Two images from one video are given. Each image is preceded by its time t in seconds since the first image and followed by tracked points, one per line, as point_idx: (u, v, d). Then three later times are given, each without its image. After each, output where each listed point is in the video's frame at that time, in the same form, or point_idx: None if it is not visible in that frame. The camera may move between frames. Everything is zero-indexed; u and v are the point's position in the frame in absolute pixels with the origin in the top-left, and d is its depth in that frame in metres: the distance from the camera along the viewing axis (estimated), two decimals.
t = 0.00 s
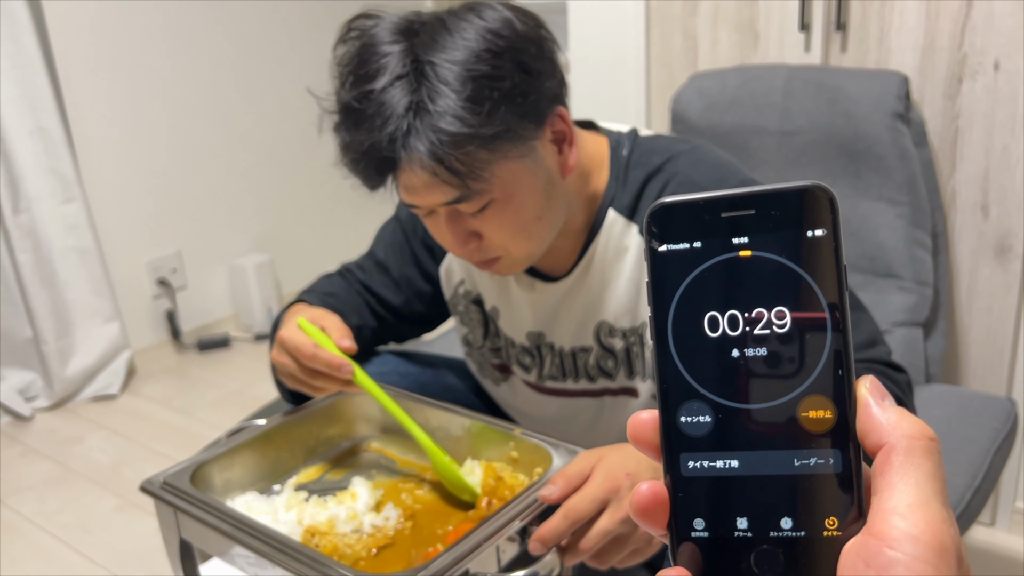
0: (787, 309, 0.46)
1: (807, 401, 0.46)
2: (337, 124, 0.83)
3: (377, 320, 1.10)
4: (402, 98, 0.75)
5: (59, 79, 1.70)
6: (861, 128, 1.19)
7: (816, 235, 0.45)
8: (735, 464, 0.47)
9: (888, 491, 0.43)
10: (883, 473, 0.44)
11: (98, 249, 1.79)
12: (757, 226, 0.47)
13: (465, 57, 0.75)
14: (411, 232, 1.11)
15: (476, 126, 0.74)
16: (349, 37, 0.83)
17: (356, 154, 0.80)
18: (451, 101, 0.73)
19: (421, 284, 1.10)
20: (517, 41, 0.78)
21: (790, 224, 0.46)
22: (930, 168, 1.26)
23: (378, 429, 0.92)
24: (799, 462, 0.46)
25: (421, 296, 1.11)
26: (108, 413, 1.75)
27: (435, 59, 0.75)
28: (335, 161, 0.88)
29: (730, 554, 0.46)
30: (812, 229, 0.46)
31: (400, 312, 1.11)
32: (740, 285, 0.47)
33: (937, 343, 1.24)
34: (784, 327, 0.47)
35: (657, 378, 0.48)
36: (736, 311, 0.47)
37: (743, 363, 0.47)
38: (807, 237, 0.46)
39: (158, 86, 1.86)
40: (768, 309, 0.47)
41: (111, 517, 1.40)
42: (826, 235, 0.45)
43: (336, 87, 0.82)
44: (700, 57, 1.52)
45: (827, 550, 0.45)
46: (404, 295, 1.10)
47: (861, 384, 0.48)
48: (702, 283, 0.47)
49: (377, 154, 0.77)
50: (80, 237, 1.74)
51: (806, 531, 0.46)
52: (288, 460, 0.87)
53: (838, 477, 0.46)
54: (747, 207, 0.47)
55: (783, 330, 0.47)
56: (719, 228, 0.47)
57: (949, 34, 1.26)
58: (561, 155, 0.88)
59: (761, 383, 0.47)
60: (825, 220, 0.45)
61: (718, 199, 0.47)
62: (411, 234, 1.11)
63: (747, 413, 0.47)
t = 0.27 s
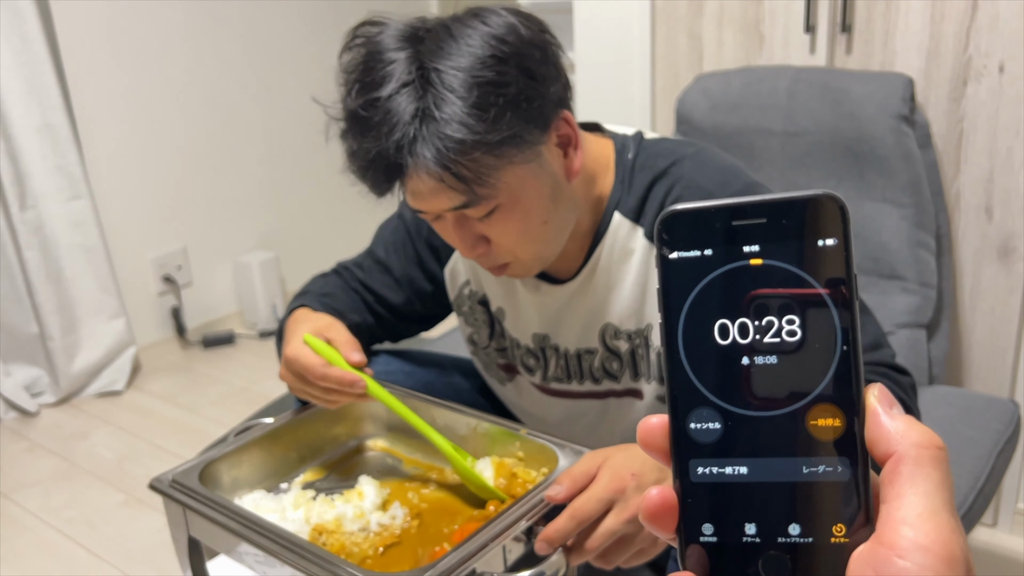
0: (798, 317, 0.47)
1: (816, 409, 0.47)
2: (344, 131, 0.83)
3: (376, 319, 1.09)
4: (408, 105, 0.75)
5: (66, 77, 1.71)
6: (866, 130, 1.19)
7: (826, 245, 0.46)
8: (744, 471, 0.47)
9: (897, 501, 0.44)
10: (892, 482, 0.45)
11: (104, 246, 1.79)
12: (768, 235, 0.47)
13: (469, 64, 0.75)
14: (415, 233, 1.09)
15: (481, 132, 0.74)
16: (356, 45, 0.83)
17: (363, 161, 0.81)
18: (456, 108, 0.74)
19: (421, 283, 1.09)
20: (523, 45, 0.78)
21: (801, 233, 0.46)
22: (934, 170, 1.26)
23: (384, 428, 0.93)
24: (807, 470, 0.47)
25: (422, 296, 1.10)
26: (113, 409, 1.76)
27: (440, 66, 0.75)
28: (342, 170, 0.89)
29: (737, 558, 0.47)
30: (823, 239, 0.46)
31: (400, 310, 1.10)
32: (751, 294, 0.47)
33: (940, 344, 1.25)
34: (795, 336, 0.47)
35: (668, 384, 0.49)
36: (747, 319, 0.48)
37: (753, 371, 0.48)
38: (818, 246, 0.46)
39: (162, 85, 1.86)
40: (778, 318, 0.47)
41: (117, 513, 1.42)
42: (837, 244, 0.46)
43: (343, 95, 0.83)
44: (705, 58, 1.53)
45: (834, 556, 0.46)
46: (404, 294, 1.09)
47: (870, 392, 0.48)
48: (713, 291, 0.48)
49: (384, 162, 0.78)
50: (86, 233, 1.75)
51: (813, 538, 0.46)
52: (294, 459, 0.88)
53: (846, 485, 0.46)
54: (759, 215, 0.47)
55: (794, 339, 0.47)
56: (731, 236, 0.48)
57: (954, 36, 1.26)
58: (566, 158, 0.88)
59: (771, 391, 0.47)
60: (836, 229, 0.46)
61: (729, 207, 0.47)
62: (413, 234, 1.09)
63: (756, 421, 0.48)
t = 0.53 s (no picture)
0: (818, 305, 0.48)
1: (834, 398, 0.48)
2: (341, 133, 0.82)
3: (377, 315, 1.08)
4: (406, 108, 0.74)
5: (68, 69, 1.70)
6: (872, 126, 1.18)
7: (849, 231, 0.47)
8: (760, 460, 0.49)
9: (918, 492, 0.46)
10: (914, 472, 0.46)
11: (105, 239, 1.79)
12: (789, 221, 0.48)
13: (467, 65, 0.74)
14: (416, 228, 1.07)
15: (480, 134, 0.73)
16: (352, 47, 0.82)
17: (360, 163, 0.80)
18: (454, 110, 0.73)
19: (423, 280, 1.08)
20: (520, 44, 0.77)
21: (824, 219, 0.47)
22: (941, 167, 1.25)
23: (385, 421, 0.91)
24: (823, 460, 0.48)
25: (423, 292, 1.09)
26: (114, 403, 1.76)
27: (437, 67, 0.74)
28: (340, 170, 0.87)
29: (752, 546, 0.49)
30: (847, 225, 0.47)
31: (402, 307, 1.09)
32: (772, 280, 0.49)
33: (945, 342, 1.24)
34: (814, 324, 0.48)
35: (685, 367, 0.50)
36: (767, 305, 0.49)
37: (772, 356, 0.49)
38: (841, 232, 0.47)
39: (164, 79, 1.86)
40: (798, 306, 0.48)
41: (117, 506, 1.41)
42: (860, 230, 0.47)
43: (340, 96, 0.82)
44: (709, 52, 1.52)
45: (851, 546, 0.47)
46: (405, 290, 1.08)
47: (891, 380, 0.49)
48: (734, 274, 0.49)
49: (382, 165, 0.77)
50: (88, 226, 1.74)
51: (829, 528, 0.48)
52: (294, 452, 0.87)
53: (864, 475, 0.48)
54: (782, 200, 0.48)
55: (814, 326, 0.48)
56: (753, 221, 0.49)
57: (961, 32, 1.25)
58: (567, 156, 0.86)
59: (789, 377, 0.49)
60: (860, 215, 0.47)
61: (752, 191, 0.48)
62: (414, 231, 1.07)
63: (773, 407, 0.49)
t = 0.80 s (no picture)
0: (833, 301, 0.47)
1: (848, 396, 0.47)
2: (337, 134, 0.82)
3: (376, 310, 1.08)
4: (400, 108, 0.74)
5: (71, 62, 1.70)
6: (875, 123, 1.18)
7: (868, 227, 0.45)
8: (768, 457, 0.48)
9: (929, 492, 0.45)
10: (925, 473, 0.46)
11: (108, 232, 1.79)
12: (805, 215, 0.46)
13: (461, 65, 0.73)
14: (416, 225, 1.06)
15: (474, 135, 0.72)
16: (348, 48, 0.82)
17: (355, 163, 0.79)
18: (447, 111, 0.72)
19: (423, 276, 1.08)
20: (514, 44, 0.76)
21: (842, 214, 0.46)
22: (943, 164, 1.25)
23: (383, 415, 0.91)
24: (834, 458, 0.47)
25: (424, 288, 1.08)
26: (115, 395, 1.76)
27: (431, 68, 0.74)
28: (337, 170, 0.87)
29: (759, 545, 0.48)
30: (865, 221, 0.45)
31: (401, 303, 1.09)
32: (787, 275, 0.47)
33: (945, 340, 1.24)
34: (828, 320, 0.47)
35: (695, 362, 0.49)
36: (780, 300, 0.48)
37: (784, 354, 0.48)
38: (859, 228, 0.45)
39: (166, 73, 1.86)
40: (813, 302, 0.47)
41: (118, 498, 1.42)
42: (879, 227, 0.45)
43: (336, 97, 0.81)
44: (713, 48, 1.51)
45: (858, 546, 0.47)
46: (405, 286, 1.07)
47: (905, 381, 0.48)
48: (749, 269, 0.48)
49: (377, 165, 0.76)
50: (91, 219, 1.74)
51: (838, 527, 0.47)
52: (292, 445, 0.87)
53: (874, 475, 0.47)
54: (799, 194, 0.46)
55: (828, 323, 0.47)
56: (769, 215, 0.47)
57: (965, 29, 1.24)
58: (564, 155, 0.85)
59: (803, 373, 0.48)
60: (879, 211, 0.45)
61: (767, 185, 0.46)
62: (414, 226, 1.07)
63: (785, 405, 0.48)
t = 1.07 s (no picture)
0: (828, 296, 0.40)
1: (841, 395, 0.41)
2: (336, 114, 0.81)
3: (378, 302, 1.08)
4: (400, 90, 0.73)
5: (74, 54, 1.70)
6: (878, 118, 1.18)
7: (860, 223, 0.39)
8: (762, 456, 0.42)
9: (924, 493, 0.39)
10: (920, 473, 0.40)
11: (111, 224, 1.79)
12: (801, 209, 0.39)
13: (463, 48, 0.72)
14: (418, 217, 1.06)
15: (474, 119, 0.72)
16: (349, 25, 0.80)
17: (354, 145, 0.78)
18: (449, 94, 0.71)
19: (425, 269, 1.07)
20: (518, 29, 0.75)
21: (837, 208, 0.39)
22: (947, 159, 1.24)
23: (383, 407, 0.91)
24: (828, 458, 0.41)
25: (425, 282, 1.08)
26: (117, 387, 1.77)
27: (433, 50, 0.73)
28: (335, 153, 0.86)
29: (751, 549, 0.42)
30: (856, 216, 0.39)
31: (403, 295, 1.09)
32: (779, 273, 0.40)
33: (947, 336, 1.23)
34: (821, 317, 0.40)
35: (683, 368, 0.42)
36: (772, 296, 0.41)
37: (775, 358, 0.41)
38: (850, 224, 0.39)
39: (168, 64, 1.85)
40: (806, 297, 0.40)
41: (120, 490, 1.42)
42: (872, 223, 0.38)
43: (335, 76, 0.80)
44: (716, 43, 1.51)
45: (854, 550, 0.41)
46: (407, 279, 1.07)
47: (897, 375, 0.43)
48: (737, 269, 0.41)
49: (375, 147, 0.76)
50: (94, 211, 1.74)
51: (832, 528, 0.41)
52: (291, 437, 0.87)
53: (869, 476, 0.41)
54: (790, 187, 0.39)
55: (821, 322, 0.40)
56: (759, 210, 0.40)
57: (969, 24, 1.24)
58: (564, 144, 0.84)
59: (797, 375, 0.41)
60: (875, 205, 0.38)
61: (759, 178, 0.39)
62: (416, 219, 1.07)
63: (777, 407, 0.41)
